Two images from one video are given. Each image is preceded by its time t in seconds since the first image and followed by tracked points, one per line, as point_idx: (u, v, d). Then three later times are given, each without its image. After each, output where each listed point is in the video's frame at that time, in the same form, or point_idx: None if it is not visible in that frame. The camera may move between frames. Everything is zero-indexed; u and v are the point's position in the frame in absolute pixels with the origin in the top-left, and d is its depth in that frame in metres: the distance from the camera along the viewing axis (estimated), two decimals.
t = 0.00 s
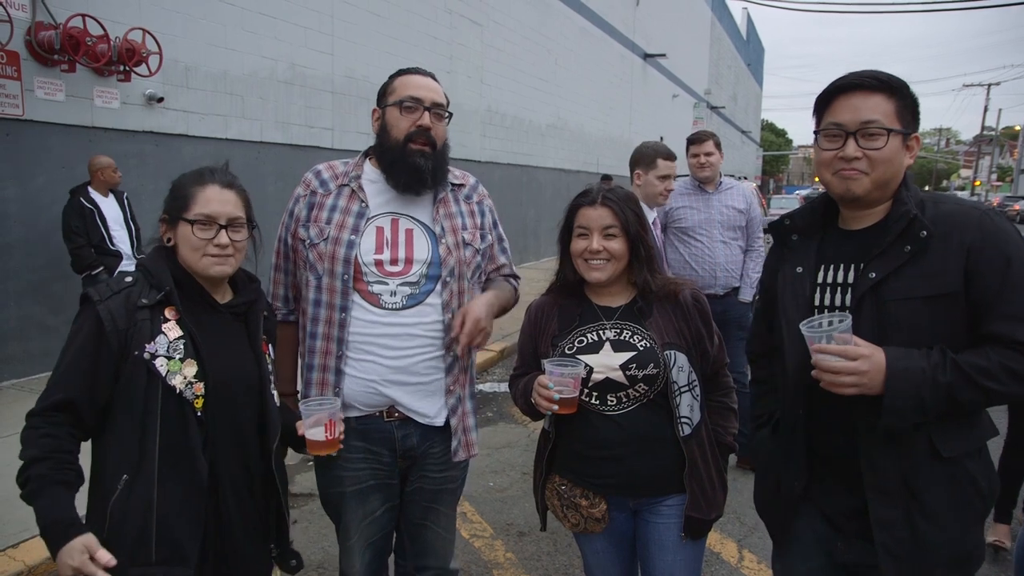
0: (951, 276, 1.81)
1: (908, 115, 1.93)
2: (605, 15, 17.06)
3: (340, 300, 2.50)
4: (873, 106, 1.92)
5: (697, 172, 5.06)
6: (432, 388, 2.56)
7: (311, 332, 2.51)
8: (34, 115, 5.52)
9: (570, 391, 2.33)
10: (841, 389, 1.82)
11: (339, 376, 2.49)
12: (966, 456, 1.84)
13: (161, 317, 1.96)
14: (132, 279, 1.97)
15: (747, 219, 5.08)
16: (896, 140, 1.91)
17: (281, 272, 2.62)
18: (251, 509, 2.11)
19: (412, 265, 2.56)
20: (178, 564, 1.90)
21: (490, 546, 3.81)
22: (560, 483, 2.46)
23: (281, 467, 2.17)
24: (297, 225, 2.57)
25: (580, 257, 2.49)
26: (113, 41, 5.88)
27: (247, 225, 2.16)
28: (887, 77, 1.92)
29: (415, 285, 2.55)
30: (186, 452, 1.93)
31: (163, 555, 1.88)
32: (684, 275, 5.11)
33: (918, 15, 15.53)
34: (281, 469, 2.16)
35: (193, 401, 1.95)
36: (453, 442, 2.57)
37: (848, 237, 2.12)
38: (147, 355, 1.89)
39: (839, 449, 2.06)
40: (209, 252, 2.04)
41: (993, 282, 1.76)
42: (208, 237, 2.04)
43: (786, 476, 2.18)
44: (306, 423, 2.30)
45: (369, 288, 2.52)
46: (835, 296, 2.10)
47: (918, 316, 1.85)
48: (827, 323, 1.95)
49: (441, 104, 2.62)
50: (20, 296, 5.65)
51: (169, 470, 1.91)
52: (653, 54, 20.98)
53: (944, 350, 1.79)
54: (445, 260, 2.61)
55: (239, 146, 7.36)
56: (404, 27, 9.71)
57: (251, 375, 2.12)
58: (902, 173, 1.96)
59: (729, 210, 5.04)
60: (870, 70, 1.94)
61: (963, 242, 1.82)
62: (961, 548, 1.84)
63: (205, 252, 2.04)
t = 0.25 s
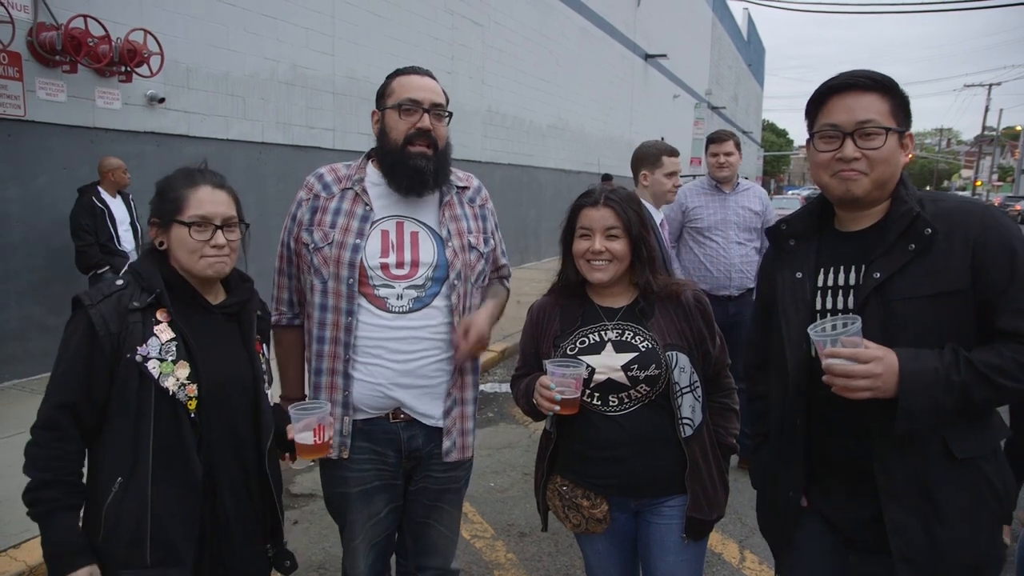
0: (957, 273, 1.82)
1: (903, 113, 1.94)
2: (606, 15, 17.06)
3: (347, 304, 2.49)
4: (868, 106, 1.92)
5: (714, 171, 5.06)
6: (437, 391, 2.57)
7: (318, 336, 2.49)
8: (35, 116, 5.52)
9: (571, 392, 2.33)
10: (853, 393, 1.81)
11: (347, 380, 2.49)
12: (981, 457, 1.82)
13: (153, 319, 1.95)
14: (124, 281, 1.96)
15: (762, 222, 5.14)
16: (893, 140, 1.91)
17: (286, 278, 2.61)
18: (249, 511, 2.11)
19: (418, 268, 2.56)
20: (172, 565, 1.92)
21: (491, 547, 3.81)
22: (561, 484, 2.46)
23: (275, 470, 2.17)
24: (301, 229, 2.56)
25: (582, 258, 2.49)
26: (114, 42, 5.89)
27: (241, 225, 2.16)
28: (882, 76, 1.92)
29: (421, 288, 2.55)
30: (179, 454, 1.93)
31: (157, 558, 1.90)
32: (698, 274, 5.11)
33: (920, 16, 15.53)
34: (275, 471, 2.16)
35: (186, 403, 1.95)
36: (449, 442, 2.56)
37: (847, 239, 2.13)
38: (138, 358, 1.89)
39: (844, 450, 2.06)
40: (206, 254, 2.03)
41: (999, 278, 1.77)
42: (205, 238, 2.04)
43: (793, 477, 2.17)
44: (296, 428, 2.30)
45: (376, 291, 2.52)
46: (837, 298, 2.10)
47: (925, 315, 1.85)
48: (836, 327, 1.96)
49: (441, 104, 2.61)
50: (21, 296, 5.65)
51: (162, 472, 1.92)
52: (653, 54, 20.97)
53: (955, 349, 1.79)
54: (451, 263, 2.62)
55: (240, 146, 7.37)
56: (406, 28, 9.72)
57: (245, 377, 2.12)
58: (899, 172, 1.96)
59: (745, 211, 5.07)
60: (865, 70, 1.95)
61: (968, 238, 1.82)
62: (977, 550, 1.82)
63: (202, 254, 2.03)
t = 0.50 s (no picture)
0: (961, 272, 1.81)
1: (901, 111, 1.93)
2: (607, 15, 17.05)
3: (351, 303, 2.49)
4: (866, 103, 1.91)
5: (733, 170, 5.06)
6: (442, 388, 2.56)
7: (323, 337, 2.48)
8: (37, 117, 5.53)
9: (573, 392, 2.33)
10: (854, 395, 1.80)
11: (353, 380, 2.49)
12: (988, 462, 1.81)
13: (148, 322, 1.95)
14: (116, 286, 1.95)
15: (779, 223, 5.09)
16: (891, 137, 1.90)
17: (291, 280, 2.61)
18: (249, 510, 2.12)
19: (420, 266, 2.56)
20: (176, 568, 1.92)
21: (492, 547, 3.81)
22: (563, 484, 2.46)
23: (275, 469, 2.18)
24: (304, 231, 2.56)
25: (584, 258, 2.49)
26: (116, 43, 5.89)
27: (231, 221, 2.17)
28: (878, 73, 1.92)
29: (425, 286, 2.55)
30: (179, 455, 1.94)
31: (162, 561, 1.90)
32: (712, 274, 5.12)
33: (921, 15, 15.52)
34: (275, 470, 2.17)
35: (185, 405, 1.96)
36: (461, 438, 2.55)
37: (849, 239, 2.12)
38: (136, 362, 1.89)
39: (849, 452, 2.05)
40: (205, 248, 2.03)
41: (1005, 277, 1.76)
42: (202, 232, 2.04)
43: (796, 479, 2.16)
44: (290, 426, 2.30)
45: (379, 290, 2.52)
46: (838, 299, 2.09)
47: (928, 314, 1.85)
48: (835, 328, 1.96)
49: (441, 106, 2.60)
50: (23, 297, 5.66)
51: (163, 476, 1.92)
52: (654, 54, 20.97)
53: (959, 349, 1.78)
54: (453, 259, 2.62)
55: (240, 147, 7.37)
56: (406, 29, 9.72)
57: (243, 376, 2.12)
58: (899, 170, 1.96)
59: (762, 212, 5.04)
60: (861, 67, 1.94)
61: (971, 236, 1.82)
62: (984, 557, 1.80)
63: (199, 249, 2.03)
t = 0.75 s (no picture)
0: (962, 273, 1.79)
1: (903, 108, 1.92)
2: (608, 15, 17.04)
3: (352, 305, 2.49)
4: (866, 101, 1.90)
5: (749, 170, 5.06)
6: (444, 389, 2.56)
7: (324, 337, 2.49)
8: (37, 117, 5.53)
9: (574, 392, 2.33)
10: (843, 397, 1.80)
11: (352, 381, 2.49)
12: (992, 473, 1.78)
13: (144, 320, 1.95)
14: (109, 285, 1.95)
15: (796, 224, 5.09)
16: (891, 134, 1.89)
17: (293, 279, 2.62)
18: (254, 503, 2.13)
19: (422, 268, 2.56)
20: (185, 564, 1.94)
21: (493, 547, 3.81)
22: (564, 484, 2.46)
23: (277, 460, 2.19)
24: (307, 232, 2.56)
25: (585, 258, 2.49)
26: (116, 42, 5.89)
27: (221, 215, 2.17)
28: (877, 70, 1.91)
29: (426, 287, 2.55)
30: (180, 451, 1.94)
31: (170, 557, 1.91)
32: (726, 274, 5.13)
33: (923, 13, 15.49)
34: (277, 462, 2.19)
35: (184, 402, 1.96)
36: (461, 441, 2.55)
37: (856, 239, 2.12)
38: (133, 361, 1.89)
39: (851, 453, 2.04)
40: (195, 242, 2.03)
41: (1008, 279, 1.72)
42: (192, 227, 2.04)
43: (796, 477, 2.16)
44: (293, 426, 2.28)
45: (381, 291, 2.52)
46: (839, 300, 2.09)
47: (928, 316, 1.83)
48: (828, 328, 1.95)
49: (443, 106, 2.59)
50: (24, 297, 5.67)
51: (166, 474, 1.92)
52: (655, 54, 20.95)
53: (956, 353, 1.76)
54: (455, 261, 2.61)
55: (241, 147, 7.37)
56: (407, 28, 9.72)
57: (242, 368, 2.13)
58: (902, 169, 1.94)
59: (778, 213, 5.03)
60: (862, 64, 1.93)
61: (974, 235, 1.80)
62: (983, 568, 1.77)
63: (191, 243, 2.03)
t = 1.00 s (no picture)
0: (956, 281, 1.77)
1: (912, 108, 1.87)
2: (608, 15, 17.04)
3: (358, 304, 2.50)
4: (870, 101, 1.88)
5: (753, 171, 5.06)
6: (448, 390, 2.56)
7: (329, 336, 2.50)
8: (39, 118, 5.54)
9: (574, 393, 2.33)
10: (826, 401, 1.83)
11: (358, 379, 2.49)
12: (981, 488, 1.73)
13: (133, 311, 1.96)
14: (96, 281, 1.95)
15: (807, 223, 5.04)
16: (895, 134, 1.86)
17: (298, 278, 2.62)
18: (260, 485, 2.15)
19: (428, 269, 2.57)
20: (200, 548, 1.97)
21: (495, 548, 3.81)
22: (565, 484, 2.47)
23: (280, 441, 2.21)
24: (314, 231, 2.58)
25: (587, 258, 2.50)
26: (118, 43, 5.90)
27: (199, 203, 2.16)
28: (883, 69, 1.88)
29: (431, 288, 2.56)
30: (182, 440, 1.95)
31: (184, 543, 1.94)
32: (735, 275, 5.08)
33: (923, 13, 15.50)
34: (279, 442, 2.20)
35: (180, 389, 1.96)
36: (468, 440, 2.58)
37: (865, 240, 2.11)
38: (125, 352, 1.89)
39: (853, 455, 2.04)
40: (174, 234, 2.03)
41: (1002, 288, 1.69)
42: (170, 218, 2.03)
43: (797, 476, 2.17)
44: (308, 418, 2.28)
45: (386, 292, 2.53)
46: (842, 303, 2.09)
47: (921, 321, 1.82)
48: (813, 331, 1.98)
49: (444, 105, 2.59)
50: (27, 298, 5.68)
51: (170, 462, 1.93)
52: (655, 54, 20.96)
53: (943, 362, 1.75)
54: (460, 262, 2.62)
55: (242, 148, 7.38)
56: (408, 29, 9.72)
57: (238, 350, 2.14)
58: (912, 168, 1.90)
59: (786, 212, 5.01)
60: (868, 62, 1.91)
61: (976, 238, 1.76)
62: None
63: (169, 234, 2.02)
